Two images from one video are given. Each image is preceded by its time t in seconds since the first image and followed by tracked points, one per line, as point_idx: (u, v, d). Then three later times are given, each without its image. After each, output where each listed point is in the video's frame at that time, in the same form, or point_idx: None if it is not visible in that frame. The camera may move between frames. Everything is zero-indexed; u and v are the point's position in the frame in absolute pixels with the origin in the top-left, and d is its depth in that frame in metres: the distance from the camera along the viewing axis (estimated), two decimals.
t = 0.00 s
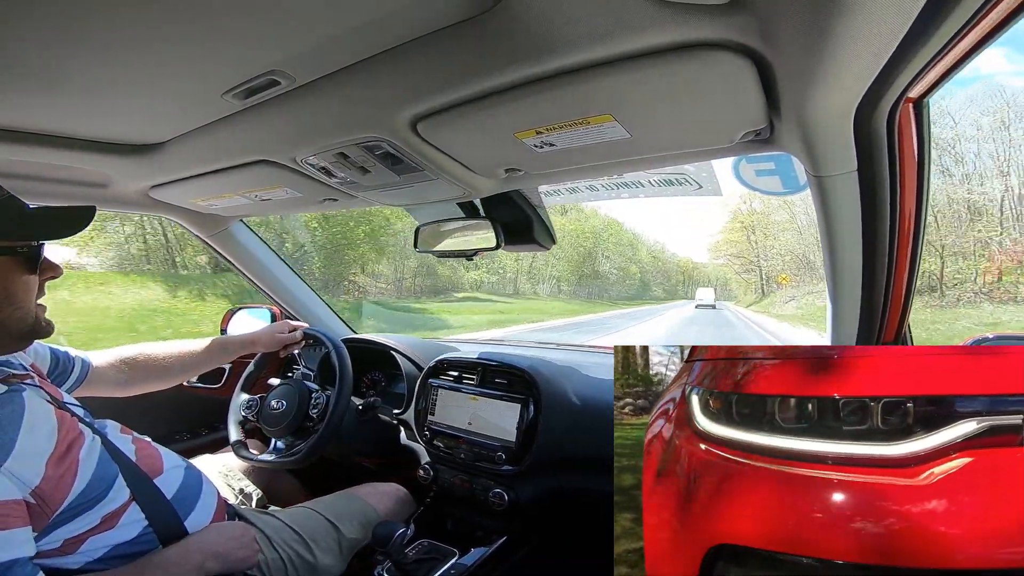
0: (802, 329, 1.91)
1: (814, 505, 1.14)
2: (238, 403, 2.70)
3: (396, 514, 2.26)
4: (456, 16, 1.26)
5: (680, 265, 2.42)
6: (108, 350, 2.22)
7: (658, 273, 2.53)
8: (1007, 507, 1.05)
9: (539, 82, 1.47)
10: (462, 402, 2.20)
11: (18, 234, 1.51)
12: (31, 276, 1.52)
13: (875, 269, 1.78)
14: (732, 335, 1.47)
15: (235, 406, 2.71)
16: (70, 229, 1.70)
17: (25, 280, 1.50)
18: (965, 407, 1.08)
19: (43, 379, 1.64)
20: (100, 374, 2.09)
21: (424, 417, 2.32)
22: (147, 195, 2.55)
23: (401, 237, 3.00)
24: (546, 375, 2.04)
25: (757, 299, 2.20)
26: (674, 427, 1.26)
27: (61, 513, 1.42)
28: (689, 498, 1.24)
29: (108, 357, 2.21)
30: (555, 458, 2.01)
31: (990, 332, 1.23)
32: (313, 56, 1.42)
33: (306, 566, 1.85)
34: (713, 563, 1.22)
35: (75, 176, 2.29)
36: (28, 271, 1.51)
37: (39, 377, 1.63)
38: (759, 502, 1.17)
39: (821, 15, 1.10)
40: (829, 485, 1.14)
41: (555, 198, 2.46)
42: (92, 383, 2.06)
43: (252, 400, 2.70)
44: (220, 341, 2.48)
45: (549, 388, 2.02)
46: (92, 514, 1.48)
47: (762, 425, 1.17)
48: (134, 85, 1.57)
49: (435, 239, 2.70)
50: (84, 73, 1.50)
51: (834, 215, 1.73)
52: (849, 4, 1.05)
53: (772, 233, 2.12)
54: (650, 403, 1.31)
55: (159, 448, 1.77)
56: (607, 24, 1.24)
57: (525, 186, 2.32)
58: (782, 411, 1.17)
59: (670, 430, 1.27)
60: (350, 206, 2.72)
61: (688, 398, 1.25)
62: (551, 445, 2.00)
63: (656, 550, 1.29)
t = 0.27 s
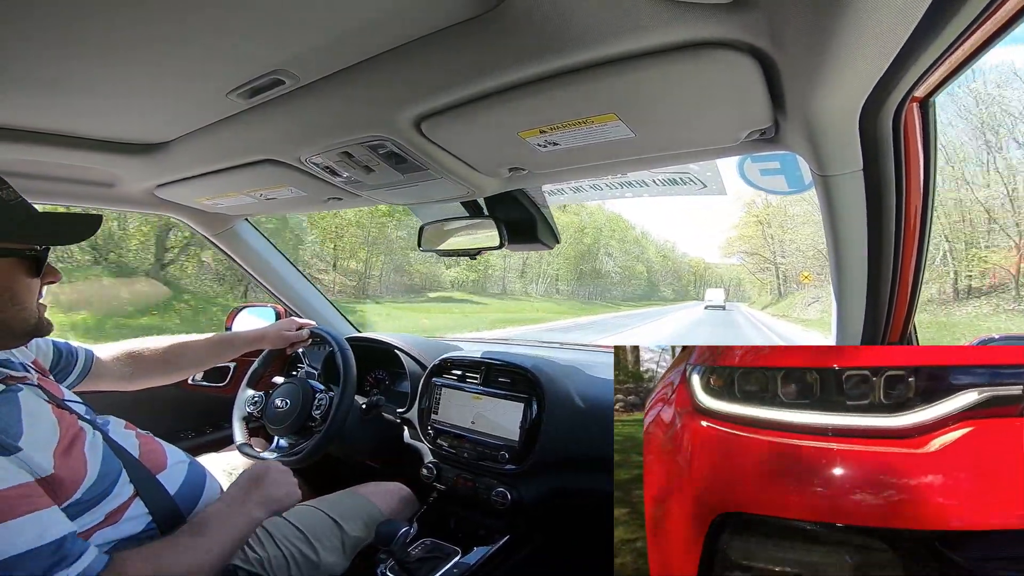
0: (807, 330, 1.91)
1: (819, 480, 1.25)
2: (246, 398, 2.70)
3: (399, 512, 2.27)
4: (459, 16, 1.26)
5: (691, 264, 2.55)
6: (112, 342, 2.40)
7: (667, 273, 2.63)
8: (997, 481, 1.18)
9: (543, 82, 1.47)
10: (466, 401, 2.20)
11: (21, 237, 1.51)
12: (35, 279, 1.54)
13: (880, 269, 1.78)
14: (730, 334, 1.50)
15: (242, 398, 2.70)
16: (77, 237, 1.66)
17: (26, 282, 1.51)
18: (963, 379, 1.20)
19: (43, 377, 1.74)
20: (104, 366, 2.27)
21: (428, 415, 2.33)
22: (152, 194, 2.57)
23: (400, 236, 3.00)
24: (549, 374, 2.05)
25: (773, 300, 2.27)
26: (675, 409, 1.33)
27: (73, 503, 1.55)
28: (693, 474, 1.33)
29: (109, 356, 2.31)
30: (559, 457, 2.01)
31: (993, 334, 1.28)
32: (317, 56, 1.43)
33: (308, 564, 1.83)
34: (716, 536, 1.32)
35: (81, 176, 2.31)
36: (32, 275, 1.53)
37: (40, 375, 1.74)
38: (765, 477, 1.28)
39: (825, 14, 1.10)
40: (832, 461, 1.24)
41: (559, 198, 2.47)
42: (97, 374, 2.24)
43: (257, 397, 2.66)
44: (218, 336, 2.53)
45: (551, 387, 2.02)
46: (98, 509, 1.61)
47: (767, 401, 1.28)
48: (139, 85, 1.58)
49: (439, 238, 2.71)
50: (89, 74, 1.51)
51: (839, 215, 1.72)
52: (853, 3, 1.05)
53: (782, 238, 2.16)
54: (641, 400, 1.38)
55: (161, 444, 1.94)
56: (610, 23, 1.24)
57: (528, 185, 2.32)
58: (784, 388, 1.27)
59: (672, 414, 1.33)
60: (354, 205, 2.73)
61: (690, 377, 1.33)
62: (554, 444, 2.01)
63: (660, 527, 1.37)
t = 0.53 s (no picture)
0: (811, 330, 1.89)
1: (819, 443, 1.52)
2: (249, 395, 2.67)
3: (401, 513, 2.27)
4: (463, 16, 1.26)
5: (699, 264, 2.34)
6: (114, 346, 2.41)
7: (671, 272, 2.42)
8: (998, 444, 1.41)
9: (546, 82, 1.47)
10: (468, 401, 2.20)
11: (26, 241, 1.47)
12: (43, 284, 1.52)
13: (884, 269, 1.77)
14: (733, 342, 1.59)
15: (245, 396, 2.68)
16: (86, 240, 1.62)
17: (35, 288, 1.49)
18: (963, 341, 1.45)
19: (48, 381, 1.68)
20: (109, 366, 2.25)
21: (430, 416, 2.33)
22: (155, 195, 2.57)
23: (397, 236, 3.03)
24: (552, 375, 2.04)
25: (785, 301, 2.13)
26: (677, 377, 1.65)
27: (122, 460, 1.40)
28: (698, 438, 1.61)
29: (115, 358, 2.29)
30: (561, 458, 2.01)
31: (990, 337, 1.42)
32: (320, 57, 1.43)
33: (311, 564, 1.82)
34: (721, 493, 1.61)
35: (84, 176, 2.31)
36: (42, 279, 1.51)
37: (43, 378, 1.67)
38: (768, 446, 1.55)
39: (830, 13, 1.09)
40: (831, 423, 1.51)
41: (561, 198, 2.45)
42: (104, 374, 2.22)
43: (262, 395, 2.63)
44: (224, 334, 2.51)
45: (554, 386, 2.02)
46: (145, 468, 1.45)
47: (764, 363, 1.57)
48: (143, 85, 1.59)
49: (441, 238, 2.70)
50: (94, 74, 1.51)
51: (843, 215, 1.72)
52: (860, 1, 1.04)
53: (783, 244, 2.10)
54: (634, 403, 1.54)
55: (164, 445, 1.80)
56: (614, 24, 1.24)
57: (531, 185, 2.31)
58: (783, 353, 1.56)
59: (674, 383, 1.64)
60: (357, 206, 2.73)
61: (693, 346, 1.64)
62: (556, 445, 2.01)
63: (669, 479, 1.65)
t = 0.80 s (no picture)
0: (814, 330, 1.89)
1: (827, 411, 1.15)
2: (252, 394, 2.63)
3: (404, 511, 2.27)
4: (464, 16, 1.26)
5: (704, 264, 2.23)
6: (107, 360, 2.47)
7: (674, 272, 2.34)
8: (1004, 394, 1.10)
9: (548, 81, 1.47)
10: (471, 401, 2.20)
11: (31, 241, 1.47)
12: (51, 279, 1.50)
13: (888, 269, 1.76)
14: (736, 336, 1.54)
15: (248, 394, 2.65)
16: (79, 241, 1.61)
17: (44, 286, 1.47)
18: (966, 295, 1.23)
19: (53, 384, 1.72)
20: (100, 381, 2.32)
21: (433, 415, 2.33)
22: (159, 194, 2.58)
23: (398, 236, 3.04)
24: (554, 375, 2.05)
25: (797, 302, 1.98)
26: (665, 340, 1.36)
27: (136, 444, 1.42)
28: (709, 409, 1.25)
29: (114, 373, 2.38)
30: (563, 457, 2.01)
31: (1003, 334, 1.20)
32: (323, 56, 1.43)
33: (312, 562, 1.82)
34: (736, 456, 1.23)
35: (88, 176, 2.32)
36: (49, 275, 1.50)
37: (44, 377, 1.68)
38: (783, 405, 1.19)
39: (833, 11, 1.09)
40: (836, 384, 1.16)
41: (564, 198, 2.44)
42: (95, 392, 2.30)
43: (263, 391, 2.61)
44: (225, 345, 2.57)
45: (556, 386, 2.02)
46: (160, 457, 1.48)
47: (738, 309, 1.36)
48: (147, 85, 1.59)
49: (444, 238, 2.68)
50: (97, 74, 1.52)
51: (846, 215, 1.71)
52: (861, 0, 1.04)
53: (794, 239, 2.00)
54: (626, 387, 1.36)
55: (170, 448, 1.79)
56: (616, 23, 1.23)
57: (533, 185, 2.31)
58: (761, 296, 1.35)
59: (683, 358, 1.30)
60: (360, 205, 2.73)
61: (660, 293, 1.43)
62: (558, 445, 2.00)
63: (681, 456, 1.26)
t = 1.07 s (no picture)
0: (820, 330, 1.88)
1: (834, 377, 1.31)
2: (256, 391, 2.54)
3: (406, 510, 2.28)
4: (466, 16, 1.26)
5: (708, 264, 2.25)
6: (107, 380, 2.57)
7: (675, 271, 2.33)
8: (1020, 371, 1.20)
9: (551, 81, 1.47)
10: (473, 400, 2.21)
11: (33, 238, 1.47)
12: (50, 275, 1.53)
13: (892, 270, 1.76)
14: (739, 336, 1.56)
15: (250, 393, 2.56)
16: (84, 236, 1.62)
17: (42, 279, 1.50)
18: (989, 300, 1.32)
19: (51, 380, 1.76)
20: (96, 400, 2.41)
21: (435, 414, 2.34)
22: (163, 193, 2.59)
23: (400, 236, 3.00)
24: (556, 375, 2.04)
25: (808, 303, 2.02)
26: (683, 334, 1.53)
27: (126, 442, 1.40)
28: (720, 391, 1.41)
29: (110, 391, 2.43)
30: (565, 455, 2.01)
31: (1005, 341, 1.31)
32: (326, 56, 1.44)
33: (313, 560, 1.84)
34: (752, 423, 1.41)
35: (92, 174, 2.34)
36: (49, 271, 1.52)
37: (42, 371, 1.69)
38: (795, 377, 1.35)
39: (836, 12, 1.08)
40: (844, 351, 1.31)
41: (566, 198, 2.45)
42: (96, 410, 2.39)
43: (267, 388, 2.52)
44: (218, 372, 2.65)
45: (559, 387, 2.02)
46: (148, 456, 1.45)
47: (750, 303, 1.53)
48: (151, 84, 1.60)
49: (446, 237, 2.72)
50: (101, 73, 1.53)
51: (850, 216, 1.70)
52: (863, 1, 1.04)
53: (807, 238, 1.99)
54: (642, 382, 1.45)
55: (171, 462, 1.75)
56: (619, 23, 1.23)
57: (536, 185, 2.31)
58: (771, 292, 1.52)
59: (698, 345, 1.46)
60: (363, 204, 2.74)
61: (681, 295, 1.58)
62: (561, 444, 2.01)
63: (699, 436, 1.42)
